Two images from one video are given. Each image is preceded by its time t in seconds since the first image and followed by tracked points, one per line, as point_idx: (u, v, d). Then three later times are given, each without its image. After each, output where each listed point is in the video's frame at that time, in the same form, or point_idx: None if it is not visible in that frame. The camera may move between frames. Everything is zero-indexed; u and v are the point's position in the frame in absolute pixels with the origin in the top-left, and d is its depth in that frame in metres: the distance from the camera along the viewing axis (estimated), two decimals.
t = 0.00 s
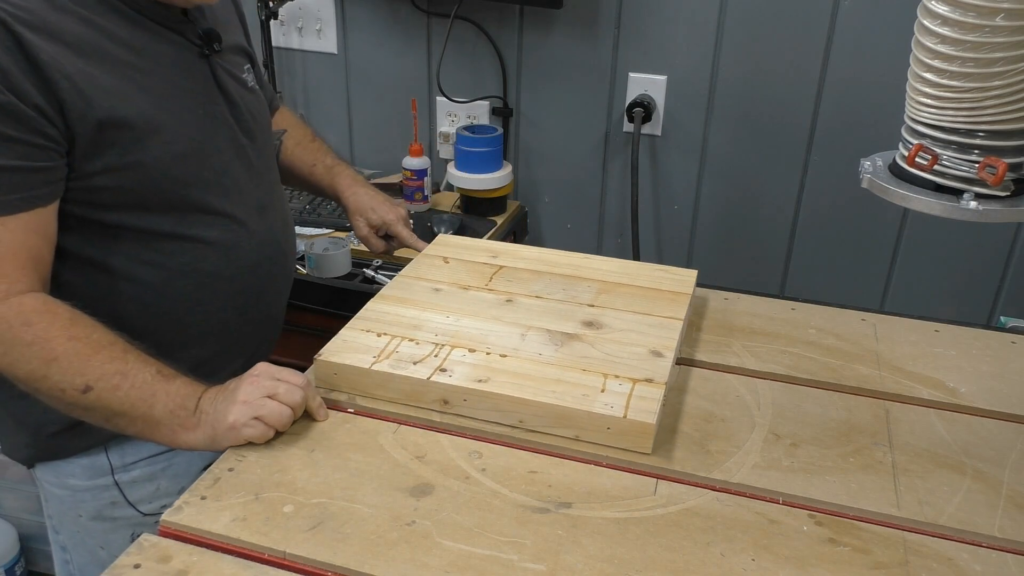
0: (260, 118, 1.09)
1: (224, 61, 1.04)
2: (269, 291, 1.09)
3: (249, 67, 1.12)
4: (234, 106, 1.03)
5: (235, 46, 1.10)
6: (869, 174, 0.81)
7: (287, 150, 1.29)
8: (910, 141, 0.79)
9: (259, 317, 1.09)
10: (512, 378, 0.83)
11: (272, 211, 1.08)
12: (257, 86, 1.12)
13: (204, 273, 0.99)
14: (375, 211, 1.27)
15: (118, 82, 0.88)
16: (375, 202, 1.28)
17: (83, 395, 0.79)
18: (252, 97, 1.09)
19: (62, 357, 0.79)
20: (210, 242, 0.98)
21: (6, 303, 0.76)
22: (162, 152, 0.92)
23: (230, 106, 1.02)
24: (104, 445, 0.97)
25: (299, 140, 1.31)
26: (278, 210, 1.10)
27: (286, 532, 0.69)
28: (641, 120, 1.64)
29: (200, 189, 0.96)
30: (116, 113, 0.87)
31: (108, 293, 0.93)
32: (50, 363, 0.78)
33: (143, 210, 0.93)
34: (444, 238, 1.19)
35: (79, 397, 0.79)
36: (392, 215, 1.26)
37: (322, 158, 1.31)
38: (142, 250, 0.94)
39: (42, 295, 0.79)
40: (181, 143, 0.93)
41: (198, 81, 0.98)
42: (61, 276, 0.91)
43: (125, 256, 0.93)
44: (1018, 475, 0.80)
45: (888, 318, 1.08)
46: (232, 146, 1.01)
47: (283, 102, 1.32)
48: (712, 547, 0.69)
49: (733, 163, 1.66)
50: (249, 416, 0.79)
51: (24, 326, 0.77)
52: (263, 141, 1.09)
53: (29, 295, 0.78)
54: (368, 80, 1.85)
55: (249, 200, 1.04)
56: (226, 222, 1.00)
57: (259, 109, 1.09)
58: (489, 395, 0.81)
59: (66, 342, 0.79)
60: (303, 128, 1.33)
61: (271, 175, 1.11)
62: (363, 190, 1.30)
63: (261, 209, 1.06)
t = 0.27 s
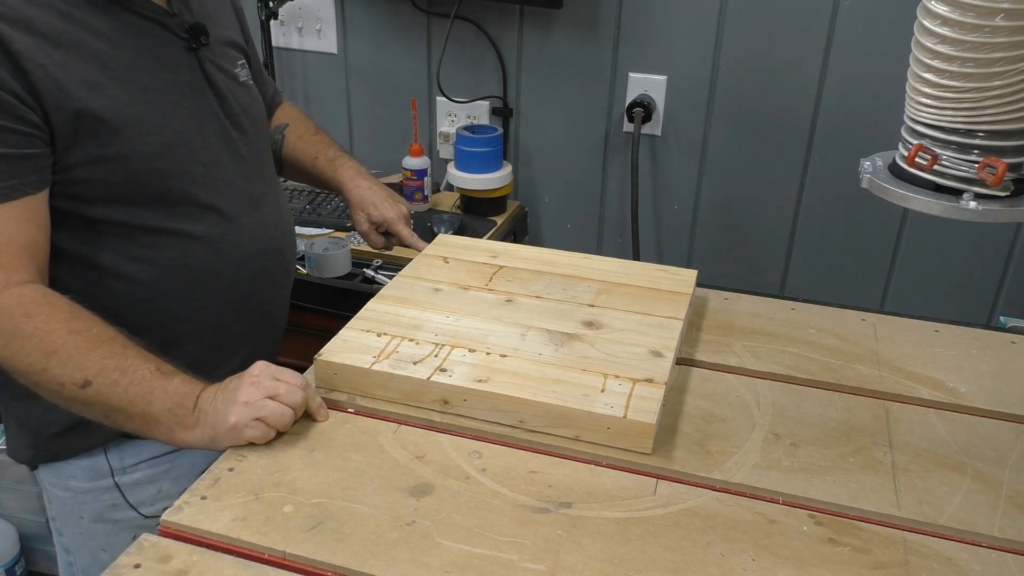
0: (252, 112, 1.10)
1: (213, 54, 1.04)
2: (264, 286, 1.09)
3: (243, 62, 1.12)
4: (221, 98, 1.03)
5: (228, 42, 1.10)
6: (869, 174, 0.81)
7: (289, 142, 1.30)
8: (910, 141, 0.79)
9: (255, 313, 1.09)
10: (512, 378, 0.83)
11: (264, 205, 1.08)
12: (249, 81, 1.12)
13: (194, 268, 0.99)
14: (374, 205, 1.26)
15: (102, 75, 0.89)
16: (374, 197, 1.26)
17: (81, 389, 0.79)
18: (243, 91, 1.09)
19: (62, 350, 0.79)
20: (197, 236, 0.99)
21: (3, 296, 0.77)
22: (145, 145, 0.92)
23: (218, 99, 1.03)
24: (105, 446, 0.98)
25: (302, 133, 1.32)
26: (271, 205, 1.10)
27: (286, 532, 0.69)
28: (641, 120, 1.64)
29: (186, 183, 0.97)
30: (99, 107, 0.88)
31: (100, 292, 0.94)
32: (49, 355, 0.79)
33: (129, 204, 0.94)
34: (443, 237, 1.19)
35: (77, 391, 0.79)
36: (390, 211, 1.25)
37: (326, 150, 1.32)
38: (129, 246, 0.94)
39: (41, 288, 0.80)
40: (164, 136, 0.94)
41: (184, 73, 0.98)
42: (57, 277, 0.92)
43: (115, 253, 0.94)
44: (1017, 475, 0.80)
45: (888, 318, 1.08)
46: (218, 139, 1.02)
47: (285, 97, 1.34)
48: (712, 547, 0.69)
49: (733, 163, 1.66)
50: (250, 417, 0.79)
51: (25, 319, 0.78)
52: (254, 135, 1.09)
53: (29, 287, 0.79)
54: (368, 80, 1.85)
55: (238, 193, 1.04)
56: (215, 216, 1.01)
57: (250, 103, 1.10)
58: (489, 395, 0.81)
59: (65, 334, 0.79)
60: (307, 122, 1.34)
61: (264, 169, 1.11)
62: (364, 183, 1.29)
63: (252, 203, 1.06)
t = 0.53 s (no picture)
0: (247, 113, 1.09)
1: (208, 55, 1.04)
2: (258, 288, 1.08)
3: (241, 63, 1.12)
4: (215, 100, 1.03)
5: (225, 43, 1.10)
6: (869, 174, 0.81)
7: (290, 139, 1.31)
8: (910, 141, 0.79)
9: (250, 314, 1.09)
10: (513, 378, 0.83)
11: (258, 208, 1.08)
12: (246, 82, 1.12)
13: (187, 271, 0.99)
14: (375, 203, 1.25)
15: (92, 78, 0.89)
16: (375, 194, 1.26)
17: (76, 390, 0.79)
18: (239, 93, 1.09)
19: (56, 352, 0.79)
20: (190, 238, 0.99)
21: None
22: (135, 148, 0.92)
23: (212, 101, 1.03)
24: (97, 448, 0.98)
25: (304, 130, 1.33)
26: (266, 207, 1.10)
27: (286, 532, 0.69)
28: (641, 120, 1.64)
29: (177, 186, 0.97)
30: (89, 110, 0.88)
31: (93, 294, 0.94)
32: (44, 357, 0.79)
33: (121, 207, 0.94)
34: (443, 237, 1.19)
35: (73, 392, 0.79)
36: (391, 208, 1.24)
37: (327, 147, 1.32)
38: (122, 249, 0.95)
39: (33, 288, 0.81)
40: (154, 139, 0.94)
41: (177, 76, 0.98)
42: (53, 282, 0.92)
43: (108, 256, 0.94)
44: (1017, 475, 0.80)
45: (888, 318, 1.08)
46: (211, 141, 1.02)
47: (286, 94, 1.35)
48: (712, 547, 0.69)
49: (733, 163, 1.66)
50: (251, 423, 0.79)
51: (17, 320, 0.78)
52: (250, 137, 1.09)
53: (22, 289, 0.80)
54: (367, 79, 1.85)
55: (232, 196, 1.04)
56: (207, 218, 1.00)
57: (246, 105, 1.09)
58: (489, 395, 0.81)
59: (56, 335, 0.80)
60: (308, 120, 1.35)
61: (259, 172, 1.11)
62: (366, 180, 1.29)
63: (246, 205, 1.06)
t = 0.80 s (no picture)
0: (247, 120, 1.08)
1: (208, 62, 1.02)
2: (258, 295, 1.07)
3: (241, 66, 1.10)
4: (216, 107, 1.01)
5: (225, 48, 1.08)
6: (869, 174, 0.81)
7: (290, 135, 1.31)
8: (910, 141, 0.79)
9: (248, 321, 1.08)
10: (513, 378, 0.83)
11: (258, 217, 1.07)
12: (246, 86, 1.10)
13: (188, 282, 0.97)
14: (377, 201, 1.25)
15: (98, 90, 0.86)
16: (377, 192, 1.26)
17: (138, 390, 0.75)
18: (238, 99, 1.07)
19: (102, 355, 0.74)
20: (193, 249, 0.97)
21: (31, 314, 0.73)
22: (137, 160, 0.90)
23: (213, 108, 1.01)
24: (91, 449, 0.97)
25: (303, 126, 1.32)
26: (264, 214, 1.09)
27: (287, 531, 0.69)
28: (641, 120, 1.64)
29: (179, 196, 0.95)
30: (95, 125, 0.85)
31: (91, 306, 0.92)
32: (93, 361, 0.74)
33: (124, 220, 0.92)
34: (443, 237, 1.19)
35: (130, 392, 0.75)
36: (393, 207, 1.25)
37: (327, 144, 1.32)
38: (123, 261, 0.93)
39: (69, 292, 0.75)
40: (158, 150, 0.92)
41: (179, 86, 0.95)
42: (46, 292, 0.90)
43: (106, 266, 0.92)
44: (1018, 476, 0.80)
45: (888, 318, 1.08)
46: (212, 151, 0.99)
47: (285, 89, 1.35)
48: (712, 547, 0.69)
49: (733, 163, 1.66)
50: (337, 426, 0.75)
51: (54, 330, 0.73)
52: (250, 144, 1.07)
53: (58, 295, 0.75)
54: (368, 80, 1.85)
55: (231, 204, 1.02)
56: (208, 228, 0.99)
57: (245, 111, 1.08)
58: (489, 395, 0.81)
59: (99, 339, 0.74)
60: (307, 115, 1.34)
61: (258, 180, 1.09)
62: (367, 178, 1.29)
63: (245, 214, 1.04)
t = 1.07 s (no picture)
0: (252, 125, 1.07)
1: (217, 68, 1.00)
2: (266, 300, 1.07)
3: (246, 69, 1.09)
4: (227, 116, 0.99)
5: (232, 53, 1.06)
6: (869, 174, 0.81)
7: (290, 131, 1.29)
8: (910, 141, 0.79)
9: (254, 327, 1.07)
10: (512, 378, 0.83)
11: (267, 227, 1.06)
12: (251, 90, 1.09)
13: (200, 291, 0.97)
14: (380, 198, 1.26)
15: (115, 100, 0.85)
16: (380, 190, 1.27)
17: (213, 406, 0.76)
18: (244, 104, 1.06)
19: (184, 370, 0.75)
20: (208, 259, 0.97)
21: (108, 325, 0.73)
22: (153, 173, 0.89)
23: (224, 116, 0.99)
24: (97, 450, 0.97)
25: (303, 121, 1.31)
26: (273, 220, 1.08)
27: (286, 532, 0.69)
28: (641, 120, 1.64)
29: (193, 209, 0.94)
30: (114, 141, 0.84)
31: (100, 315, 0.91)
32: (173, 377, 0.75)
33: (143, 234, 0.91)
34: (443, 237, 1.19)
35: (210, 409, 0.77)
36: (395, 205, 1.25)
37: (328, 140, 1.31)
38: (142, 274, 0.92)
39: (147, 305, 0.76)
40: (173, 164, 0.91)
41: (190, 95, 0.94)
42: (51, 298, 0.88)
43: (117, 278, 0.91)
44: (1018, 476, 0.80)
45: (888, 318, 1.08)
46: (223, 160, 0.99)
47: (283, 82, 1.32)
48: (712, 547, 0.69)
49: (732, 163, 1.66)
50: (425, 440, 0.77)
51: (134, 342, 0.74)
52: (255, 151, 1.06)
53: (132, 307, 0.74)
54: (368, 80, 1.85)
55: (240, 215, 1.02)
56: (220, 239, 0.98)
57: (251, 116, 1.07)
58: (489, 395, 0.81)
59: (182, 355, 0.75)
60: (306, 110, 1.33)
61: (265, 188, 1.08)
62: (369, 175, 1.29)
63: (254, 223, 1.04)
